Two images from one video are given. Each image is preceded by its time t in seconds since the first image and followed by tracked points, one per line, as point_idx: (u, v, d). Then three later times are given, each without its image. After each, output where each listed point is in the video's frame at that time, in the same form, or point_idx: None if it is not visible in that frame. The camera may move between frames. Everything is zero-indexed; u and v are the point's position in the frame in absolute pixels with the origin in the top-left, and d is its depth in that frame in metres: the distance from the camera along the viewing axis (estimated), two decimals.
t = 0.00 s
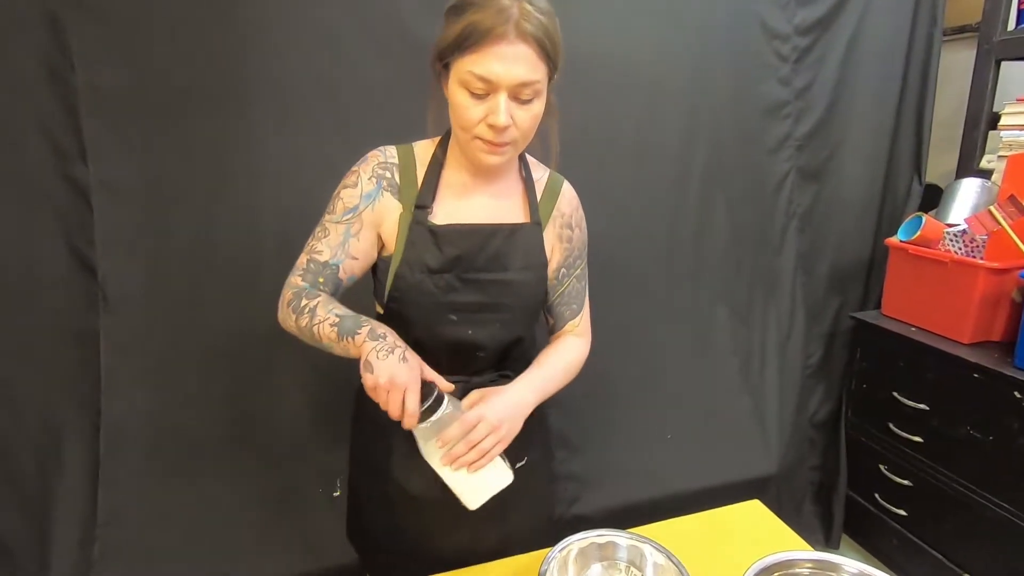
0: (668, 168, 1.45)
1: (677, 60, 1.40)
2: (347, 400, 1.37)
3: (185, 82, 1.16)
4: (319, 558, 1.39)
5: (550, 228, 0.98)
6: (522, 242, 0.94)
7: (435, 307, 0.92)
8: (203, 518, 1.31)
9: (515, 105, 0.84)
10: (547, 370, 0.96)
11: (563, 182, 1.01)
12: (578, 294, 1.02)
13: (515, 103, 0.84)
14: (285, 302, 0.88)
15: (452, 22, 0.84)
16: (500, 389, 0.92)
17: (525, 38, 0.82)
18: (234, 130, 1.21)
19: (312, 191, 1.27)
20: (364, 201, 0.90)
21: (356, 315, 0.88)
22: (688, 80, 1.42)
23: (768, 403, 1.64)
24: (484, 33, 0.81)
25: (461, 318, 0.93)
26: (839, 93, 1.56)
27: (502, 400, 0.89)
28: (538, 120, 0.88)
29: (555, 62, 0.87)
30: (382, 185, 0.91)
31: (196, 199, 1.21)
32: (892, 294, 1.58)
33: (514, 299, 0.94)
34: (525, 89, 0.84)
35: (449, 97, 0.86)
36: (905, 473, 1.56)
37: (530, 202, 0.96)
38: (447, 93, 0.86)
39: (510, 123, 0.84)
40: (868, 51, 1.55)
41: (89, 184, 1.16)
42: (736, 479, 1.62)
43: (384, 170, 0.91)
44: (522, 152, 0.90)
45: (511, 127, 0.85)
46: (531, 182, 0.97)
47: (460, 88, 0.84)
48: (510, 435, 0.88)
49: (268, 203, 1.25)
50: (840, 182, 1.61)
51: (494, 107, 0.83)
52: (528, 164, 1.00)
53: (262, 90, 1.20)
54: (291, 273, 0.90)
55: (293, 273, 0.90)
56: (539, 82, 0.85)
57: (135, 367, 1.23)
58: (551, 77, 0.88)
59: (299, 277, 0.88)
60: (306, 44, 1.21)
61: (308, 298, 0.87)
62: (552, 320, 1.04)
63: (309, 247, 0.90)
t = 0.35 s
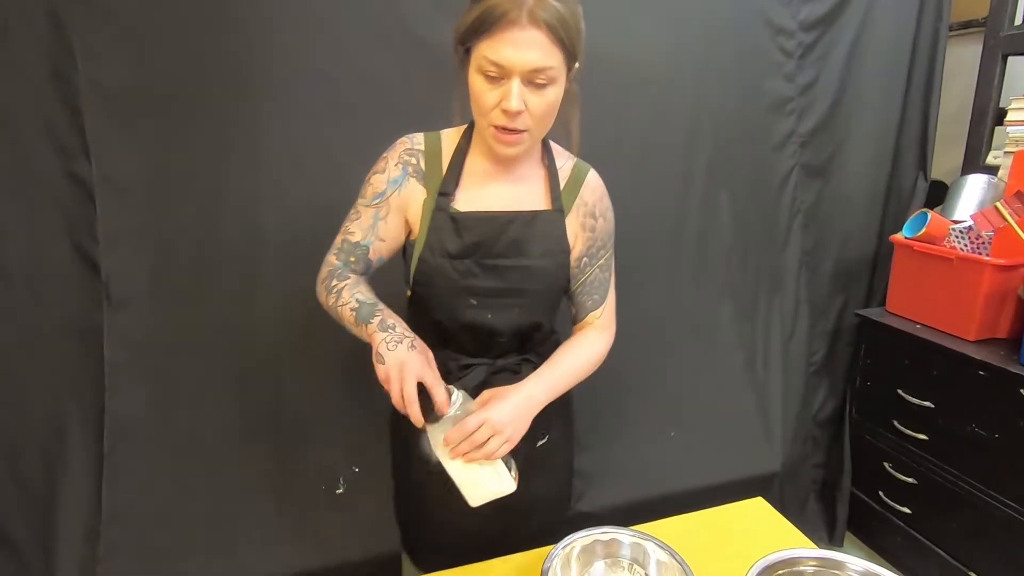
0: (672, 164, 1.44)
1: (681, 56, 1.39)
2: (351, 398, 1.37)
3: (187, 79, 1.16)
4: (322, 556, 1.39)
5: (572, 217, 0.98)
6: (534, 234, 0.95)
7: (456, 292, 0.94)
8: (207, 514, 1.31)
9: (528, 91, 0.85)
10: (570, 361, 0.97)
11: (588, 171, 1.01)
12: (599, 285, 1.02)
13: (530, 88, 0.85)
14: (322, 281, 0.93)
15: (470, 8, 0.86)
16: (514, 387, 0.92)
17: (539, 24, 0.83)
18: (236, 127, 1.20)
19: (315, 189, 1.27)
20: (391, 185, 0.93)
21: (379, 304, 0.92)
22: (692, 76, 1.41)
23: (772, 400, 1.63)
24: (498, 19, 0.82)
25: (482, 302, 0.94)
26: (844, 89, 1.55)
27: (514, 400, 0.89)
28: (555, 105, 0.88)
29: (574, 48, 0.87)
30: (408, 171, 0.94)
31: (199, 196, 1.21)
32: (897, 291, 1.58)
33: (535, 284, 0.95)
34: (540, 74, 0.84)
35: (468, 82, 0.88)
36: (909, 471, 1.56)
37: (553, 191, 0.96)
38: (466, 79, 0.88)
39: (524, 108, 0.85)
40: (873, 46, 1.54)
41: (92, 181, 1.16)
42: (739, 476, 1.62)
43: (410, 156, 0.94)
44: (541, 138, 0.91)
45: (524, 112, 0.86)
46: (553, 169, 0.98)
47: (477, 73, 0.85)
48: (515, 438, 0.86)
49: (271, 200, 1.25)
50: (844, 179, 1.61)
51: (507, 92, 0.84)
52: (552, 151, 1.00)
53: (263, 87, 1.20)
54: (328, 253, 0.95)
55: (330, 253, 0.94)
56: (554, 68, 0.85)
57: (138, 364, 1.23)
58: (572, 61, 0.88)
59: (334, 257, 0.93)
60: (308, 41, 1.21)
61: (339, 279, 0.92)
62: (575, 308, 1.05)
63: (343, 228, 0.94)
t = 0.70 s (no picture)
0: (675, 156, 1.43)
1: (684, 46, 1.38)
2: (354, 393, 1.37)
3: (186, 72, 1.15)
4: (326, 549, 1.39)
5: (590, 210, 1.08)
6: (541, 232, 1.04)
7: (473, 289, 1.05)
8: (211, 507, 1.32)
9: (523, 90, 1.00)
10: (595, 352, 1.12)
11: (604, 163, 1.11)
12: (620, 274, 1.14)
13: (523, 87, 1.00)
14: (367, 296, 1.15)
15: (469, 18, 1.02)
16: (544, 385, 1.08)
17: (530, 24, 0.97)
18: (235, 120, 1.20)
19: (315, 182, 1.26)
20: (405, 198, 1.08)
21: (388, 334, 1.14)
22: (695, 66, 1.40)
23: (777, 393, 1.63)
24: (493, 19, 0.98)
25: (497, 298, 1.05)
26: (848, 79, 1.54)
27: (542, 398, 1.06)
28: (551, 104, 1.03)
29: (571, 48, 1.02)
30: (418, 178, 1.08)
31: (199, 191, 1.21)
32: (901, 283, 1.56)
33: (547, 279, 1.05)
34: (532, 74, 0.99)
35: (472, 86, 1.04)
36: (913, 463, 1.56)
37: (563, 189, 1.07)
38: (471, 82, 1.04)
39: (517, 108, 1.01)
40: (878, 36, 1.53)
41: (92, 176, 1.16)
42: (742, 468, 1.62)
43: (418, 166, 1.08)
44: (543, 134, 1.05)
45: (519, 109, 1.01)
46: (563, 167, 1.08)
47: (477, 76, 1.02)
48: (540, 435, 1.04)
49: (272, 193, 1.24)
50: (848, 170, 1.60)
51: (501, 92, 1.00)
52: (563, 145, 1.10)
53: (263, 80, 1.19)
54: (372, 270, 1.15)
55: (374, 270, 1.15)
56: (545, 69, 1.00)
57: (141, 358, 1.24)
58: (568, 62, 1.02)
59: (374, 275, 1.13)
60: (308, 34, 1.20)
61: (372, 295, 1.14)
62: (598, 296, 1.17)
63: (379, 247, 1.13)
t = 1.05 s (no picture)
0: (680, 148, 1.42)
1: (691, 37, 1.37)
2: (359, 386, 1.37)
3: (190, 65, 1.15)
4: (331, 542, 1.40)
5: (585, 203, 1.01)
6: (550, 243, 0.96)
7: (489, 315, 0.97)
8: (217, 499, 1.32)
9: (495, 95, 0.83)
10: (608, 333, 1.04)
11: (588, 148, 1.03)
12: (624, 252, 1.08)
13: (496, 97, 0.83)
14: (389, 377, 0.97)
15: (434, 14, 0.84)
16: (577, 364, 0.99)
17: (501, 24, 0.81)
18: (239, 114, 1.19)
19: (319, 176, 1.26)
20: (402, 249, 0.94)
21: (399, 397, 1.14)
22: (702, 57, 1.39)
23: (784, 387, 1.62)
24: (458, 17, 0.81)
25: (513, 320, 0.98)
26: (857, 69, 1.52)
27: (584, 376, 0.97)
28: (525, 113, 0.86)
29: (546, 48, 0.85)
30: (411, 222, 0.95)
31: (204, 185, 1.21)
32: (909, 276, 1.55)
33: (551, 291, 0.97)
34: (506, 80, 0.82)
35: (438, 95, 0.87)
36: (919, 457, 1.55)
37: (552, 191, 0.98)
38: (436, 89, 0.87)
39: (491, 119, 0.84)
40: (888, 25, 1.51)
41: (97, 169, 1.16)
42: (747, 461, 1.62)
43: (407, 211, 0.95)
44: (519, 143, 0.88)
45: (492, 117, 0.84)
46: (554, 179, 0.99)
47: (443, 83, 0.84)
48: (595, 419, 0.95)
49: (277, 186, 1.24)
50: (856, 161, 1.58)
51: (471, 97, 0.83)
52: (543, 149, 1.01)
53: (267, 72, 1.19)
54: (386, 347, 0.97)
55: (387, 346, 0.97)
56: (519, 72, 0.83)
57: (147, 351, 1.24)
58: (545, 61, 0.86)
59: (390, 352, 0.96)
60: (311, 25, 1.19)
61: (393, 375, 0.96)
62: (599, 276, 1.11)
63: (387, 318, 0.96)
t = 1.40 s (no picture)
0: (685, 144, 1.42)
1: (696, 33, 1.36)
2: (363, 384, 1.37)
3: (194, 63, 1.15)
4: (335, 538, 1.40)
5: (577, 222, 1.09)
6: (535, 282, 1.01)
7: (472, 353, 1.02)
8: (221, 495, 1.33)
9: (484, 116, 0.87)
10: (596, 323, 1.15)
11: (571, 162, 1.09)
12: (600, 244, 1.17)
13: (485, 114, 0.87)
14: (325, 409, 0.95)
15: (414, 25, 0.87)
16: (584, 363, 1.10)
17: (490, 36, 0.84)
18: (243, 111, 1.20)
19: (322, 173, 1.26)
20: (362, 283, 0.94)
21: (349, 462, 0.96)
22: (707, 52, 1.38)
23: (789, 384, 1.62)
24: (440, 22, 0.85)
25: (494, 357, 1.03)
26: (864, 64, 1.51)
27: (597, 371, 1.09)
28: (517, 134, 0.90)
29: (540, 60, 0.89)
30: (375, 256, 0.94)
31: (208, 183, 1.21)
32: (916, 273, 1.54)
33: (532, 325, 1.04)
34: (496, 96, 0.86)
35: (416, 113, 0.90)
36: (926, 455, 1.54)
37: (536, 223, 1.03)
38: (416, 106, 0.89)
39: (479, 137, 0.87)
40: (896, 19, 1.50)
41: (102, 167, 1.16)
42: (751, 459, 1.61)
43: (370, 242, 0.94)
44: (505, 168, 0.93)
45: (480, 140, 0.87)
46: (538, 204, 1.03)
47: (426, 101, 0.87)
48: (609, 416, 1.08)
49: (281, 184, 1.24)
50: (863, 157, 1.57)
51: (455, 119, 0.86)
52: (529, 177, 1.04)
53: (271, 69, 1.19)
54: (322, 376, 0.96)
55: (324, 375, 0.96)
56: (510, 90, 0.87)
57: (152, 348, 1.24)
58: (539, 77, 0.90)
59: (332, 383, 0.94)
60: (314, 22, 1.19)
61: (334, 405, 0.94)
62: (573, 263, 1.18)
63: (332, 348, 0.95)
